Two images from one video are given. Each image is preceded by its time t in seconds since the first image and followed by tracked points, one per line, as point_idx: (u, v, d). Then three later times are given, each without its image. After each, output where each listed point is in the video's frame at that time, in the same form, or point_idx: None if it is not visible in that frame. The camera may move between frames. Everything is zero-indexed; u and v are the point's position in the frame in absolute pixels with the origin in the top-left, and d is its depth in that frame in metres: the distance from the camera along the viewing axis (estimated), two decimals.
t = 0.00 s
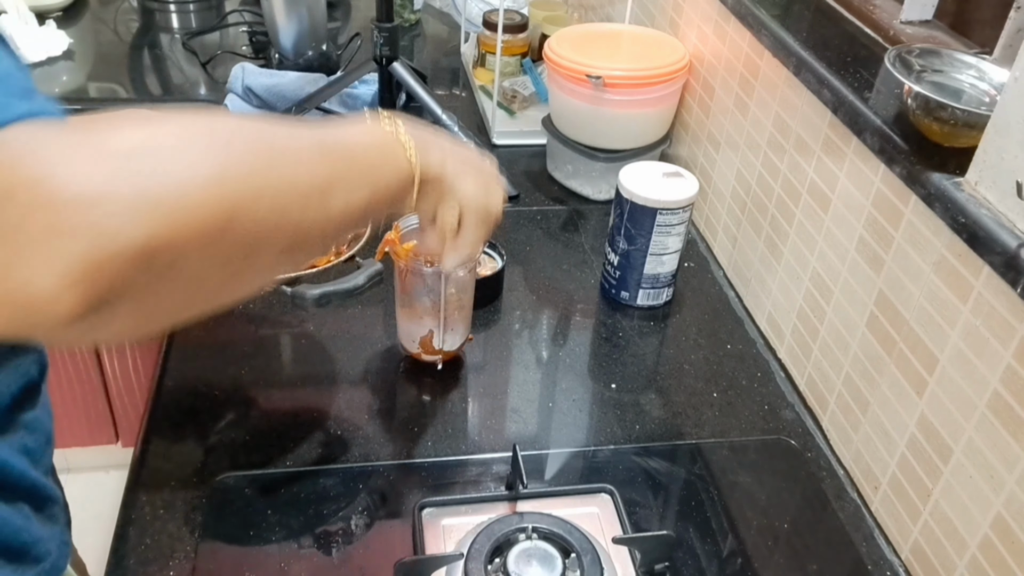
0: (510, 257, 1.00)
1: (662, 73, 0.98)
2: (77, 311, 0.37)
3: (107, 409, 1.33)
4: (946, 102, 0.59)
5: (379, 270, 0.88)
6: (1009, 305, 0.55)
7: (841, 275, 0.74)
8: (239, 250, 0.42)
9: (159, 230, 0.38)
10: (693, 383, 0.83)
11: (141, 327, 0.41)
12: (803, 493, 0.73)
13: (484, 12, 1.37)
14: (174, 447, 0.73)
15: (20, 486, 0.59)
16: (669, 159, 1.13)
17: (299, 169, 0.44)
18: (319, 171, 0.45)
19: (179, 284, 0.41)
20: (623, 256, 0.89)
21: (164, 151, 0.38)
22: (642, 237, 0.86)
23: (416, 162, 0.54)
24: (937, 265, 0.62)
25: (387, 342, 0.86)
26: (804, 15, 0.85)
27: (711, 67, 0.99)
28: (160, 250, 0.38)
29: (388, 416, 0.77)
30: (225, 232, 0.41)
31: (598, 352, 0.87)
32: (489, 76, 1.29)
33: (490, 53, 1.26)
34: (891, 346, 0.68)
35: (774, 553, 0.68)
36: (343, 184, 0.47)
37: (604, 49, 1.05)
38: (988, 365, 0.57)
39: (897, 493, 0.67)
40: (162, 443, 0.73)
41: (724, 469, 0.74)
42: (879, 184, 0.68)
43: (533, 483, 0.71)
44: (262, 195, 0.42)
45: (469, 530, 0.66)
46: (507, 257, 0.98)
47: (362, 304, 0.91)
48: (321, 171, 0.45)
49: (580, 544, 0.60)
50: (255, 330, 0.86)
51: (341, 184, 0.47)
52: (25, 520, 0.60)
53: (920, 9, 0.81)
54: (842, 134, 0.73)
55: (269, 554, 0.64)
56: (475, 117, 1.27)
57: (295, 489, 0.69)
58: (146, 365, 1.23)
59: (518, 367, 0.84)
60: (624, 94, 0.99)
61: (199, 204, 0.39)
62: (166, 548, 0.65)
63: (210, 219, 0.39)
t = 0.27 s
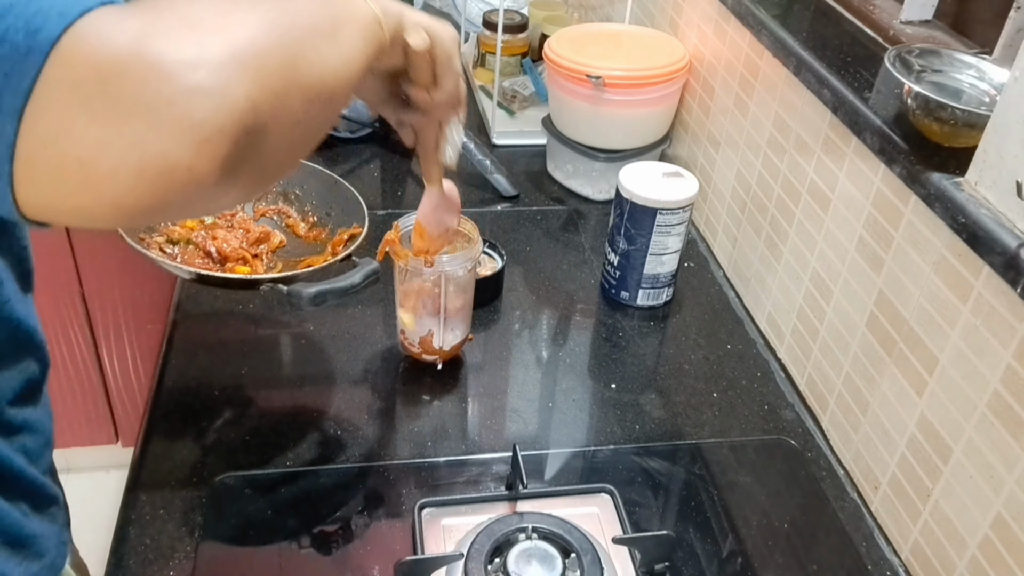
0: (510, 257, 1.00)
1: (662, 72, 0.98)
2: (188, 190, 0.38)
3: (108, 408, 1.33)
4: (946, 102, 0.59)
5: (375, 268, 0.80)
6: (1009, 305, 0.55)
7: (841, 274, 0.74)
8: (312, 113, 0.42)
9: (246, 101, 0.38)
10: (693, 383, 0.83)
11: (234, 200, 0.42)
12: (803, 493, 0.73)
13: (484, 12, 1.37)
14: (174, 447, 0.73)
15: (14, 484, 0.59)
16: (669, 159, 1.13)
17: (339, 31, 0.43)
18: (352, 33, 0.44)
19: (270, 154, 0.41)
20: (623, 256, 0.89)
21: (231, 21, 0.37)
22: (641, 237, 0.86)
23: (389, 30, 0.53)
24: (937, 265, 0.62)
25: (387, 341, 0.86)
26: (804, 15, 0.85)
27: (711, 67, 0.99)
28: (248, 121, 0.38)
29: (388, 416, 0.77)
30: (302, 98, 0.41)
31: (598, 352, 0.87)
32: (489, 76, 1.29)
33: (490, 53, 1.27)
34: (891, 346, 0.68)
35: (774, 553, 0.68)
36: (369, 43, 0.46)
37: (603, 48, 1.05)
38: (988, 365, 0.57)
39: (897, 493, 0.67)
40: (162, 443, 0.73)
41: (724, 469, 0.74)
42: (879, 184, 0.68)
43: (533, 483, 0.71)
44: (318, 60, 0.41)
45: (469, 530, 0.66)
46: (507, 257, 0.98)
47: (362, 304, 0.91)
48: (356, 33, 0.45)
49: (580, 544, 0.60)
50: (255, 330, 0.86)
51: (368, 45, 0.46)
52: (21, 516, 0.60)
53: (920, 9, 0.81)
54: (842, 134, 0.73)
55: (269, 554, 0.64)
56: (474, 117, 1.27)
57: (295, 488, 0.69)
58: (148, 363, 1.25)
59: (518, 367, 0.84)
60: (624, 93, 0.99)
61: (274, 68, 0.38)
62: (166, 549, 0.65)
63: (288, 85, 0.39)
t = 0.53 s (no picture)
0: (510, 257, 1.00)
1: (662, 73, 0.98)
2: (37, 260, 0.35)
3: (108, 408, 1.34)
4: (946, 102, 0.59)
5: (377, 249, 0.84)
6: (1009, 305, 0.55)
7: (841, 274, 0.74)
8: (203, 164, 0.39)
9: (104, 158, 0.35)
10: (693, 383, 0.83)
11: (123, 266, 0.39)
12: (803, 493, 0.73)
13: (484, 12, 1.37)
14: (174, 447, 0.73)
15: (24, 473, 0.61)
16: (669, 159, 1.13)
17: (241, 63, 0.40)
18: (261, 59, 0.41)
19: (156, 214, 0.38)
20: (623, 256, 0.89)
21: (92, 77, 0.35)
22: (642, 237, 0.86)
23: (335, 26, 0.49)
24: (937, 265, 0.62)
25: (387, 341, 0.86)
26: (804, 15, 0.85)
27: (711, 67, 0.99)
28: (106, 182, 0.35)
29: (388, 416, 0.77)
30: (186, 151, 0.37)
31: (598, 352, 0.87)
32: (489, 76, 1.29)
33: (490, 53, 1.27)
34: (891, 346, 0.68)
35: (774, 553, 0.68)
36: (286, 70, 0.42)
37: (603, 48, 1.05)
38: (988, 365, 0.57)
39: (897, 493, 0.67)
40: (162, 443, 0.73)
41: (724, 469, 0.74)
42: (879, 184, 0.68)
43: (533, 483, 0.71)
44: (201, 100, 0.38)
45: (469, 530, 0.66)
46: (507, 257, 0.98)
47: (362, 304, 0.91)
48: (266, 60, 0.41)
49: (580, 544, 0.60)
50: (255, 330, 0.86)
51: (283, 71, 0.42)
52: (33, 507, 0.61)
53: (920, 10, 0.81)
54: (842, 134, 0.73)
55: (269, 554, 0.64)
56: (474, 117, 1.27)
57: (295, 488, 0.69)
58: (148, 363, 1.25)
59: (518, 367, 0.84)
60: (624, 94, 0.99)
61: (138, 118, 0.36)
62: (166, 548, 0.65)
63: (149, 144, 0.36)
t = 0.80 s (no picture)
0: (510, 257, 1.00)
1: (661, 73, 0.98)
2: None
3: (108, 408, 1.33)
4: (946, 102, 0.59)
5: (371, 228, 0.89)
6: (1009, 305, 0.55)
7: (841, 275, 0.74)
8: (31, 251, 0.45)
9: None
10: (692, 383, 0.83)
11: None
12: (803, 493, 0.73)
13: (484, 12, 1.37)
14: (174, 447, 0.73)
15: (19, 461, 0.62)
16: (669, 159, 1.13)
17: (68, 168, 0.45)
18: (91, 162, 0.46)
19: None
20: (623, 256, 0.89)
21: None
22: (642, 237, 0.86)
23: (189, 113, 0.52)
24: (937, 265, 0.62)
25: (387, 341, 0.86)
26: (804, 15, 0.85)
27: (711, 67, 0.99)
28: None
29: (388, 416, 0.77)
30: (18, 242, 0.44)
31: (597, 352, 0.87)
32: (489, 76, 1.29)
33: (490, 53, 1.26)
34: (891, 347, 0.68)
35: (774, 553, 0.68)
36: (118, 170, 0.47)
37: (603, 48, 1.05)
38: (988, 365, 0.57)
39: (897, 493, 0.67)
40: (162, 443, 0.73)
41: (724, 469, 0.74)
42: (879, 184, 0.68)
43: (533, 483, 0.71)
44: None
45: (469, 530, 0.66)
46: (507, 257, 0.98)
47: (362, 303, 0.91)
48: (95, 163, 0.46)
49: (580, 544, 0.60)
50: (255, 330, 0.86)
51: (115, 171, 0.47)
52: (29, 497, 0.62)
53: (920, 9, 0.81)
54: (842, 134, 0.73)
55: (269, 554, 0.64)
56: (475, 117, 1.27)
57: (295, 488, 0.69)
58: (147, 364, 1.25)
59: (518, 367, 0.84)
60: (624, 93, 0.99)
61: None
62: (166, 548, 0.65)
63: None
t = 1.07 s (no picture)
0: (510, 257, 1.00)
1: (661, 73, 0.98)
2: None
3: (108, 408, 1.33)
4: (946, 102, 0.59)
5: (373, 219, 0.86)
6: (1009, 306, 0.55)
7: (841, 275, 0.74)
8: None
9: None
10: (692, 384, 0.83)
11: None
12: (803, 493, 0.73)
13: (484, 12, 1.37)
14: (174, 447, 0.73)
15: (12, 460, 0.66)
16: (669, 159, 1.13)
17: (25, 204, 0.45)
18: (50, 203, 0.46)
19: None
20: (623, 256, 0.89)
21: None
22: (642, 237, 0.86)
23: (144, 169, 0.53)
24: (937, 266, 0.62)
25: (387, 341, 0.86)
26: (804, 15, 0.85)
27: (711, 67, 0.99)
28: None
29: (388, 416, 0.77)
30: None
31: (597, 352, 0.87)
32: (489, 76, 1.29)
33: (490, 53, 1.27)
34: (891, 346, 0.68)
35: (773, 553, 0.68)
36: (75, 214, 0.48)
37: (603, 48, 1.05)
38: (988, 365, 0.57)
39: (897, 493, 0.67)
40: (162, 443, 0.73)
41: (724, 469, 0.74)
42: (879, 184, 0.68)
43: (533, 483, 0.71)
44: None
45: (469, 530, 0.66)
46: (507, 257, 0.98)
47: (362, 304, 0.91)
48: (54, 205, 0.47)
49: (580, 544, 0.60)
50: (255, 330, 0.86)
51: (75, 215, 0.48)
52: (15, 495, 0.65)
53: (921, 9, 0.81)
54: (842, 134, 0.73)
55: (269, 553, 0.64)
56: (475, 117, 1.27)
57: (295, 488, 0.69)
58: (148, 364, 1.25)
59: (518, 367, 0.84)
60: (624, 93, 0.99)
61: None
62: (166, 548, 0.65)
63: None
